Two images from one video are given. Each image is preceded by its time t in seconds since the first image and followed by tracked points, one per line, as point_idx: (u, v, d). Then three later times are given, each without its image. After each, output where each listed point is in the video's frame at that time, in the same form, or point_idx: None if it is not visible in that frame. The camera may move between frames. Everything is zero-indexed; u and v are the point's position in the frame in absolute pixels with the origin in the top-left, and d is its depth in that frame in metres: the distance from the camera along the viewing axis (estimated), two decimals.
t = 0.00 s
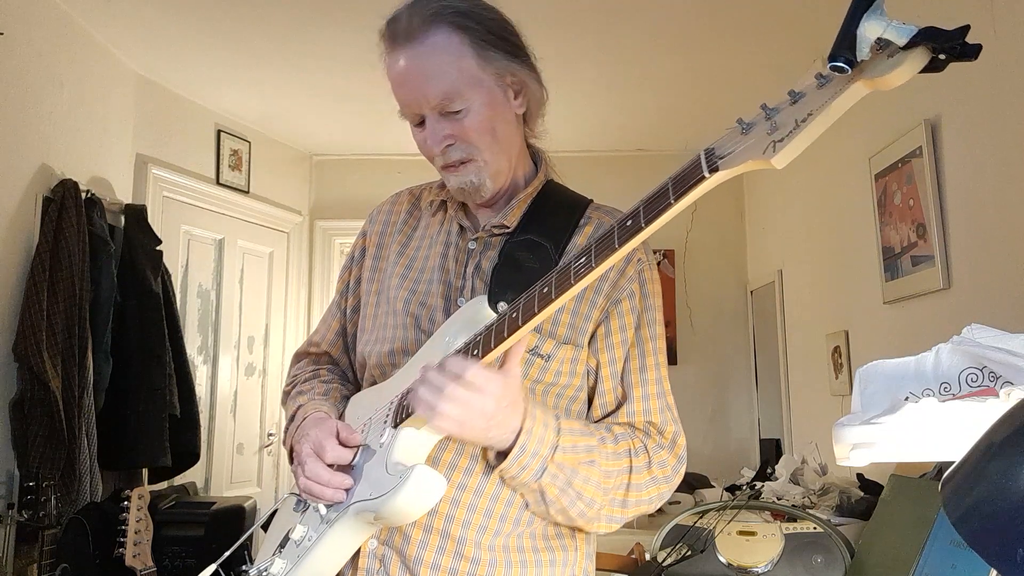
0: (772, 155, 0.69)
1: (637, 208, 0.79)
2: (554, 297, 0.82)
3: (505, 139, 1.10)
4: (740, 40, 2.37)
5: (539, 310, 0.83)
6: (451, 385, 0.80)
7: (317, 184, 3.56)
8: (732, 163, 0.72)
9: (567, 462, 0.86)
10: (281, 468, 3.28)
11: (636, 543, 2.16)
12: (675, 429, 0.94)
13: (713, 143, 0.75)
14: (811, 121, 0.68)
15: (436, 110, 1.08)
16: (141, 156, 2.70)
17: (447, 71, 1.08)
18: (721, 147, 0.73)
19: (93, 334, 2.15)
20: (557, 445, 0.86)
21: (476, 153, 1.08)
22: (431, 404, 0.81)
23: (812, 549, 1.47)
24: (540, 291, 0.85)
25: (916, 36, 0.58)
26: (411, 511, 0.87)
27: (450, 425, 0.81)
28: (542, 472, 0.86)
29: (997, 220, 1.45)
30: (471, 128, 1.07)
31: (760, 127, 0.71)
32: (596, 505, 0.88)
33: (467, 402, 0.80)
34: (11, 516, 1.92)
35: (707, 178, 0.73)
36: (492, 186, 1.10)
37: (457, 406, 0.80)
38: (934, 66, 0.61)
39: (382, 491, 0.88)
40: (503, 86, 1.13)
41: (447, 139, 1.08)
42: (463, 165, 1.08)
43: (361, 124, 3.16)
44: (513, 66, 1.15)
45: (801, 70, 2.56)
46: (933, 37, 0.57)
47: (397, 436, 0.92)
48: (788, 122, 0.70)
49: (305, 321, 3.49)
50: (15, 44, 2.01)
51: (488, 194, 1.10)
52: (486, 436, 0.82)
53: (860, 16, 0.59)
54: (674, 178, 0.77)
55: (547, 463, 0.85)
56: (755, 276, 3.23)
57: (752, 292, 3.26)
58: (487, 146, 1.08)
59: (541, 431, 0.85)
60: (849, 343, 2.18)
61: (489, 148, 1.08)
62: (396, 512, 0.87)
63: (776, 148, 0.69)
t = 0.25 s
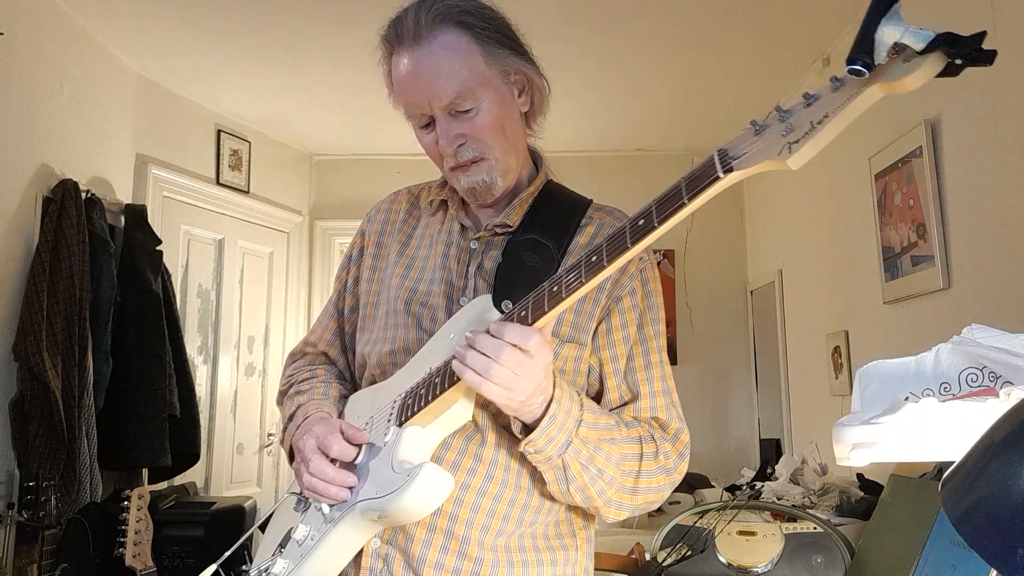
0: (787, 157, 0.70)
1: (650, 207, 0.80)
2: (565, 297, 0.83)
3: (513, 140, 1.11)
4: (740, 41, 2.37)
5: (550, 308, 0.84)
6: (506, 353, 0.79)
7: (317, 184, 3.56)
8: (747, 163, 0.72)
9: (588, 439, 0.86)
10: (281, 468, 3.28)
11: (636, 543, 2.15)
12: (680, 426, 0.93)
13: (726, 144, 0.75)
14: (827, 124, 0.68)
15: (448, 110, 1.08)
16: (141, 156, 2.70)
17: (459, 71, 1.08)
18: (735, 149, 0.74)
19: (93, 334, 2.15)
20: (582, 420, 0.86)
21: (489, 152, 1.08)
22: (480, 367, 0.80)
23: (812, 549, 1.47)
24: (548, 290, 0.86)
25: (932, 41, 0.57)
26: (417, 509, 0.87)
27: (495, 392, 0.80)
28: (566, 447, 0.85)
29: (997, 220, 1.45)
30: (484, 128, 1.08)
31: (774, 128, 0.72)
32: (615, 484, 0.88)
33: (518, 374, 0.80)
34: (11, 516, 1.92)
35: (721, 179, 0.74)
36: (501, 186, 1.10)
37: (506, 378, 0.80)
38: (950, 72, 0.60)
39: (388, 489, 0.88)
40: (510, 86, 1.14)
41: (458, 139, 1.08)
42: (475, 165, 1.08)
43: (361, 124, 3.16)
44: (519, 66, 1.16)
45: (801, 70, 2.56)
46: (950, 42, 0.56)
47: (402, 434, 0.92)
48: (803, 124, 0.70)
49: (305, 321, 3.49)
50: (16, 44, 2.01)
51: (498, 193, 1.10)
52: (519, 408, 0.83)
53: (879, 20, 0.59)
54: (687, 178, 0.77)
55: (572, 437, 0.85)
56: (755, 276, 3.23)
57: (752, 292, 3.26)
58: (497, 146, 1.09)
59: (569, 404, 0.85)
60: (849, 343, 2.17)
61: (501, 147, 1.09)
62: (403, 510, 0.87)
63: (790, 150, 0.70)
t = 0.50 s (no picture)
0: (788, 156, 0.70)
1: (651, 207, 0.80)
2: (564, 296, 0.83)
3: (513, 134, 1.11)
4: (740, 41, 2.37)
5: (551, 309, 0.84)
6: (501, 357, 0.80)
7: (317, 184, 3.56)
8: (748, 163, 0.72)
9: (582, 438, 0.86)
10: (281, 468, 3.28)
11: (636, 543, 2.15)
12: (676, 426, 0.93)
13: (727, 143, 0.75)
14: (828, 123, 0.68)
15: (448, 102, 1.08)
16: (141, 156, 2.70)
17: (458, 63, 1.09)
18: (735, 148, 0.74)
19: (93, 334, 2.15)
20: (575, 418, 0.86)
21: (489, 145, 1.08)
22: (475, 371, 0.81)
23: (812, 549, 1.47)
24: (548, 291, 0.86)
25: (934, 40, 0.57)
26: (417, 509, 0.87)
27: (489, 394, 0.80)
28: (558, 446, 0.85)
29: (998, 220, 1.45)
30: (484, 120, 1.08)
31: (775, 128, 0.72)
32: (606, 483, 0.88)
33: (513, 377, 0.80)
34: (11, 516, 1.92)
35: (721, 178, 0.73)
36: (501, 181, 1.10)
37: (501, 381, 0.80)
38: (951, 70, 0.60)
39: (388, 489, 0.88)
40: (510, 80, 1.14)
41: (459, 133, 1.08)
42: (475, 159, 1.08)
43: (361, 124, 3.16)
44: (519, 61, 1.17)
45: (801, 70, 2.56)
46: (951, 41, 0.57)
47: (403, 434, 0.92)
48: (803, 123, 0.70)
49: (305, 321, 3.49)
50: (16, 44, 2.01)
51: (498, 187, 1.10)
52: (515, 409, 0.83)
53: (879, 18, 0.58)
54: (688, 176, 0.77)
55: (564, 436, 0.85)
56: (755, 276, 3.23)
57: (752, 292, 3.26)
58: (498, 139, 1.09)
59: (563, 403, 0.85)
60: (849, 343, 2.17)
61: (501, 140, 1.09)
62: (402, 510, 0.87)
63: (791, 149, 0.70)
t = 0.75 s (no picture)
0: (780, 147, 0.69)
1: (645, 201, 0.79)
2: (560, 292, 0.84)
3: (515, 124, 1.13)
4: (740, 40, 2.37)
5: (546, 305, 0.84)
6: (530, 326, 0.78)
7: (317, 184, 3.56)
8: (741, 155, 0.72)
9: (602, 421, 0.87)
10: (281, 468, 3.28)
11: (636, 543, 2.15)
12: (681, 421, 0.93)
13: (719, 137, 0.75)
14: (820, 113, 0.68)
15: (454, 87, 1.11)
16: (141, 156, 2.70)
17: (465, 50, 1.12)
18: (728, 141, 0.74)
19: (93, 334, 2.15)
20: (598, 401, 0.87)
21: (492, 130, 1.10)
22: (502, 340, 0.79)
23: (812, 549, 1.47)
24: (546, 286, 0.87)
25: (923, 28, 0.58)
26: (415, 508, 0.87)
27: (517, 364, 0.79)
28: (581, 427, 0.85)
29: (998, 220, 1.45)
30: (488, 106, 1.11)
31: (768, 120, 0.72)
32: (622, 471, 0.88)
33: (540, 347, 0.79)
34: (12, 516, 1.91)
35: (715, 170, 0.73)
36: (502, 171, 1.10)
37: (528, 351, 0.79)
38: (941, 59, 0.61)
39: (385, 488, 0.88)
40: (513, 73, 1.18)
41: (464, 117, 1.10)
42: (478, 144, 1.09)
43: (361, 124, 3.16)
44: (522, 59, 1.20)
45: (801, 70, 2.56)
46: (941, 29, 0.58)
47: (401, 433, 0.93)
48: (796, 114, 0.70)
49: (304, 321, 3.49)
50: (16, 44, 2.01)
51: (500, 177, 1.10)
52: (538, 381, 0.82)
53: (870, 8, 0.60)
54: (683, 170, 0.77)
55: (587, 419, 0.85)
56: (755, 276, 3.24)
57: (752, 292, 3.27)
58: (501, 126, 1.11)
59: (587, 384, 0.85)
60: (849, 343, 2.17)
61: (505, 127, 1.11)
62: (401, 509, 0.87)
63: (783, 140, 0.70)
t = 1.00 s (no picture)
0: (775, 143, 0.69)
1: (640, 199, 0.79)
2: (557, 291, 0.84)
3: (511, 120, 1.14)
4: (740, 41, 2.37)
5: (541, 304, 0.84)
6: (521, 329, 0.79)
7: (317, 184, 3.56)
8: (736, 152, 0.72)
9: (599, 419, 0.87)
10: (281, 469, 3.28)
11: (636, 543, 2.15)
12: (681, 419, 0.93)
13: (715, 135, 0.75)
14: (813, 109, 0.68)
15: (449, 81, 1.12)
16: (142, 156, 2.70)
17: (461, 46, 1.12)
18: (723, 139, 0.74)
19: (93, 334, 2.14)
20: (595, 400, 0.87)
21: (488, 125, 1.10)
22: (495, 344, 0.80)
23: (812, 549, 1.47)
24: (542, 286, 0.87)
25: (916, 23, 0.59)
26: (414, 508, 0.87)
27: (511, 367, 0.80)
28: (577, 426, 0.85)
29: (998, 220, 1.45)
30: (483, 101, 1.11)
31: (762, 117, 0.72)
32: (621, 470, 0.88)
33: (532, 350, 0.80)
34: (12, 516, 1.91)
35: (709, 168, 0.73)
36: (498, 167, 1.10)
37: (522, 353, 0.80)
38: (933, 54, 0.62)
39: (384, 489, 0.88)
40: (509, 69, 1.18)
41: (459, 112, 1.10)
42: (474, 139, 1.10)
43: (361, 124, 3.16)
44: (520, 56, 1.21)
45: (801, 70, 2.56)
46: (935, 23, 0.59)
47: (399, 434, 0.93)
48: (789, 111, 0.70)
49: (304, 321, 3.49)
50: (16, 44, 2.01)
51: (495, 173, 1.10)
52: (535, 383, 0.82)
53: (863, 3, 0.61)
54: (677, 169, 0.77)
55: (584, 417, 0.86)
56: (755, 276, 3.23)
57: (752, 292, 3.26)
58: (497, 121, 1.11)
59: (584, 383, 0.86)
60: (849, 343, 2.17)
61: (500, 122, 1.11)
62: (399, 510, 0.87)
63: (777, 137, 0.69)
